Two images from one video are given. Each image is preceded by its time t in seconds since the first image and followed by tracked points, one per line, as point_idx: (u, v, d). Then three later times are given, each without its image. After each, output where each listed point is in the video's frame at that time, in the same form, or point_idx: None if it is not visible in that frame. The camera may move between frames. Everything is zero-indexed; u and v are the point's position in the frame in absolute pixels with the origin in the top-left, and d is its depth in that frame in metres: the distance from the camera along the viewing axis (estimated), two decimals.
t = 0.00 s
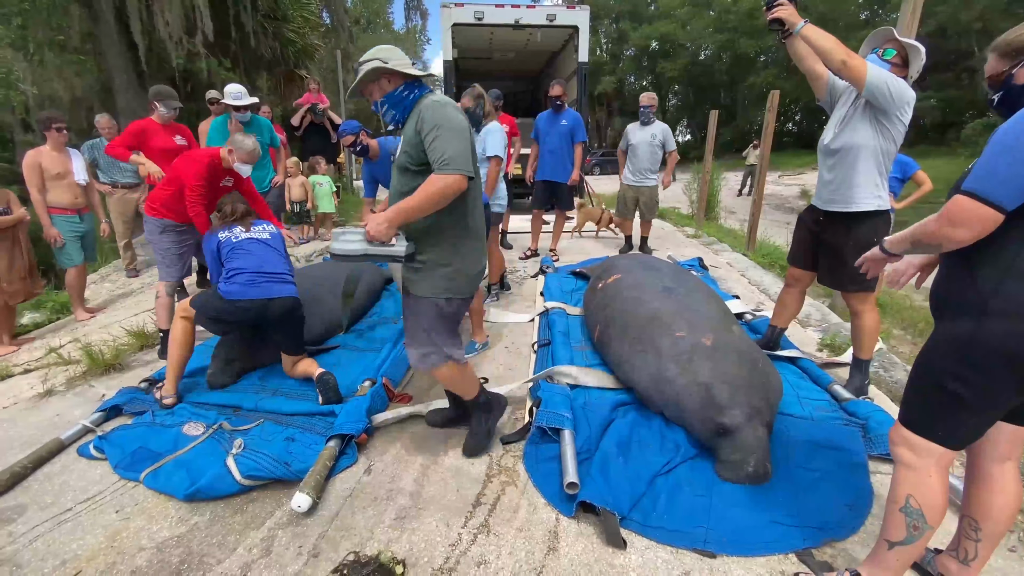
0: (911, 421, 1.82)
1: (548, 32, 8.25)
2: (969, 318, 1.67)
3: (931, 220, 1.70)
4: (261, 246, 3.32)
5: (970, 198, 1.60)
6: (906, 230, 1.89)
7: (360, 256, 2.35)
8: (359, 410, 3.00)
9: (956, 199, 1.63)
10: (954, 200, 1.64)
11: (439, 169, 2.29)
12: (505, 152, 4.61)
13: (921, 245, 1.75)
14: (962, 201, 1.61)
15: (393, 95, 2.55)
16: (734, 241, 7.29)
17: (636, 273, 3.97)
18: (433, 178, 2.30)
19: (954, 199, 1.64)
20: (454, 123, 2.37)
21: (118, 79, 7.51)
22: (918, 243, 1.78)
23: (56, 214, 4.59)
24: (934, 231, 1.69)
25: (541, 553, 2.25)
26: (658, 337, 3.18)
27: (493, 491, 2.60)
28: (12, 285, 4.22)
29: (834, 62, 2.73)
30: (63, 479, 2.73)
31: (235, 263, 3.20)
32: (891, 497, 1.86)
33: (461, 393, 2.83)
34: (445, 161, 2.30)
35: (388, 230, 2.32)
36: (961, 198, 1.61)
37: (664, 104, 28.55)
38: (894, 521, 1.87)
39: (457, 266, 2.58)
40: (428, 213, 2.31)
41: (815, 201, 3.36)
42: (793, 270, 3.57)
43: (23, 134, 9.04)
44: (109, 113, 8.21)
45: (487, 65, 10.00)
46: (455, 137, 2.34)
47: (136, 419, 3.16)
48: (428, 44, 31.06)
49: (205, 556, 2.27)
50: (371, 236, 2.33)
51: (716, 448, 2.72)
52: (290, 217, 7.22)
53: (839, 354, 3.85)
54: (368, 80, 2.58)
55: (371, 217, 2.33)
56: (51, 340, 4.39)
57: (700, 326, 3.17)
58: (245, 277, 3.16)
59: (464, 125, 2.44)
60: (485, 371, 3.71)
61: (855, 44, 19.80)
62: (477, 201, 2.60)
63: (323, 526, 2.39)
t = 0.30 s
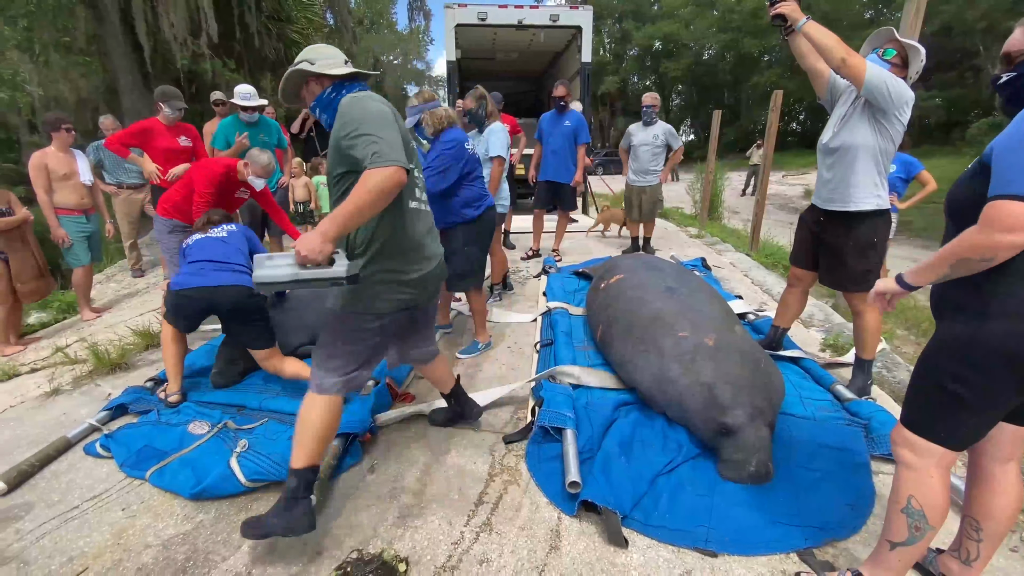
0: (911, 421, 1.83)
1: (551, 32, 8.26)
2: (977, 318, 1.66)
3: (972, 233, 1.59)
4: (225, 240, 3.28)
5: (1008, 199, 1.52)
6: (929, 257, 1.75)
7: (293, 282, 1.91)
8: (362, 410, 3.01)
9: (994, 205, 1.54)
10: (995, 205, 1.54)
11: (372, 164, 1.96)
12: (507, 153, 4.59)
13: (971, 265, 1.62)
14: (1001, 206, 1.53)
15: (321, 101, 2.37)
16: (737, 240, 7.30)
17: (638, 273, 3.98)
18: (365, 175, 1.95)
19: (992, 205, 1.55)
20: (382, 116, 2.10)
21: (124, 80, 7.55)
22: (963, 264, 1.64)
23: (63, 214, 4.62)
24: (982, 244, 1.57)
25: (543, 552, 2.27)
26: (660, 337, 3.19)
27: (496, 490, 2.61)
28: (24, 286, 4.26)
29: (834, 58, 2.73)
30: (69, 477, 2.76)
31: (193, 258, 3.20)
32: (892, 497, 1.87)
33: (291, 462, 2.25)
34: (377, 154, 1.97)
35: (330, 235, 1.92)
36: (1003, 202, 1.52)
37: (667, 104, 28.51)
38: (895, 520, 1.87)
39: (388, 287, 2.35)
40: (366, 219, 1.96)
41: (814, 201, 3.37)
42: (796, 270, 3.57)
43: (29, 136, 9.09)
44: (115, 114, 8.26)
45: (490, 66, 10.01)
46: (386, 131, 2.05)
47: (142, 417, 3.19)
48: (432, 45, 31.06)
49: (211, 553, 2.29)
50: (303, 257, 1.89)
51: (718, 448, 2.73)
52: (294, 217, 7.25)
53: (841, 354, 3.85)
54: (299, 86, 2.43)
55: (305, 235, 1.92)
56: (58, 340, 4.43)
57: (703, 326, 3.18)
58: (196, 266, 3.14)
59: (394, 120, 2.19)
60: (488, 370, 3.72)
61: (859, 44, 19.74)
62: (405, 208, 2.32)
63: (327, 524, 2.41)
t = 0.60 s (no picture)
0: (911, 423, 1.83)
1: (554, 33, 8.26)
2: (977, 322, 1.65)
3: (993, 238, 1.56)
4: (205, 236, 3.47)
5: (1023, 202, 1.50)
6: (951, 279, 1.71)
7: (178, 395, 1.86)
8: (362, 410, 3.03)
9: (1012, 207, 1.52)
10: None
11: (188, 219, 1.75)
12: (510, 152, 4.71)
13: (1003, 275, 1.55)
14: (1018, 209, 1.51)
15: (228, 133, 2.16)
16: (741, 241, 7.28)
17: (640, 273, 3.98)
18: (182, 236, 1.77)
19: (1009, 207, 1.53)
20: (222, 151, 1.84)
21: (129, 82, 7.60)
22: (993, 275, 1.57)
23: (68, 215, 4.66)
24: (1015, 252, 1.52)
25: (542, 552, 2.27)
26: (662, 337, 3.18)
27: (496, 490, 2.62)
28: (29, 287, 4.29)
29: (833, 59, 2.73)
30: (72, 477, 2.78)
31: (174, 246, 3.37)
32: (886, 495, 1.87)
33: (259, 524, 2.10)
34: (195, 205, 1.76)
35: (194, 339, 1.81)
36: (1019, 205, 1.50)
37: (671, 104, 28.46)
38: (890, 518, 1.87)
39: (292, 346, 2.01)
40: (194, 287, 1.76)
41: (815, 201, 3.36)
42: (797, 270, 3.56)
43: (34, 137, 9.14)
44: (120, 115, 8.30)
45: (493, 66, 10.02)
46: (218, 172, 1.80)
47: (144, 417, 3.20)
48: (435, 46, 31.08)
49: (212, 552, 2.31)
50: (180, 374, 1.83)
51: (718, 449, 2.73)
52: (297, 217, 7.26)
53: (844, 355, 3.84)
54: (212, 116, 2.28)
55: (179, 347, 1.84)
56: (63, 340, 4.45)
57: (703, 327, 3.17)
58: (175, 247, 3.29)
59: (254, 151, 1.92)
60: (488, 371, 3.73)
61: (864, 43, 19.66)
62: (298, 250, 2.02)
63: (327, 523, 2.43)
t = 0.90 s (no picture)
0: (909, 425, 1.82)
1: (556, 33, 8.25)
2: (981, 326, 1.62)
3: (1000, 240, 1.51)
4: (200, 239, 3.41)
5: None
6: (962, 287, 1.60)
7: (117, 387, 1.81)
8: (361, 411, 3.04)
9: (1017, 208, 1.48)
10: None
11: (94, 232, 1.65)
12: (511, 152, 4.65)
13: (1017, 278, 1.49)
14: None
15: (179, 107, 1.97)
16: (744, 241, 7.24)
17: (640, 274, 3.96)
18: (89, 248, 1.68)
19: (1014, 209, 1.49)
20: (127, 148, 1.66)
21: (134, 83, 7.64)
22: (1008, 281, 1.50)
23: (72, 216, 4.69)
24: None
25: (538, 555, 2.26)
26: (661, 339, 3.17)
27: (493, 492, 2.61)
28: (30, 289, 4.32)
29: (833, 58, 2.70)
30: (72, 476, 2.79)
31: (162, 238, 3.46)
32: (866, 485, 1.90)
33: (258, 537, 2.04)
34: (103, 218, 1.65)
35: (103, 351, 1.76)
36: None
37: (676, 104, 28.38)
38: (871, 509, 1.90)
39: (236, 354, 1.84)
40: (100, 302, 1.69)
41: (816, 202, 3.34)
42: (799, 271, 3.53)
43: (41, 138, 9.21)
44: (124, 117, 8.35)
45: (495, 66, 10.01)
46: (123, 175, 1.65)
47: (144, 417, 3.22)
48: (439, 47, 31.09)
49: (209, 552, 2.32)
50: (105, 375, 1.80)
51: (718, 450, 2.71)
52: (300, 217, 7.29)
53: (846, 357, 3.82)
54: (157, 86, 2.10)
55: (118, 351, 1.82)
56: (66, 340, 4.48)
57: (703, 328, 3.16)
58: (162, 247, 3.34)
59: (171, 144, 1.71)
60: (488, 372, 3.72)
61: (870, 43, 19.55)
62: (237, 249, 1.83)
63: (324, 524, 2.43)
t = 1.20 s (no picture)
0: (906, 430, 1.81)
1: (559, 33, 8.24)
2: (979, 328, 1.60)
3: (993, 242, 1.50)
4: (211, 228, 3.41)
5: None
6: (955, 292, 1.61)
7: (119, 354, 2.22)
8: (359, 411, 3.06)
9: (1013, 210, 1.47)
10: None
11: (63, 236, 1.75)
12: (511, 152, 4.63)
13: (1013, 281, 1.48)
14: (1019, 211, 1.45)
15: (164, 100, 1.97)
16: (747, 242, 7.20)
17: (640, 275, 3.94)
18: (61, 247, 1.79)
19: (1009, 209, 1.47)
20: (91, 155, 1.71)
21: (140, 84, 7.70)
22: (1004, 284, 1.50)
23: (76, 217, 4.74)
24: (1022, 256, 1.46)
25: (532, 556, 2.26)
26: (660, 339, 3.15)
27: (488, 493, 2.61)
28: (33, 290, 4.35)
29: (834, 58, 2.67)
30: (72, 474, 2.81)
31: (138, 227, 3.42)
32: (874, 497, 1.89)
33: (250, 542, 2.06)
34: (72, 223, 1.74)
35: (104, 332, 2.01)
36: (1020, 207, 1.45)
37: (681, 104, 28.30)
38: (875, 520, 1.91)
39: (197, 358, 1.89)
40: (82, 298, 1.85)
41: (817, 202, 3.31)
42: (801, 271, 3.50)
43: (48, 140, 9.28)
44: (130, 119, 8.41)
45: (499, 67, 10.02)
46: (86, 183, 1.72)
47: (144, 416, 3.23)
48: (443, 48, 31.12)
49: (204, 551, 2.33)
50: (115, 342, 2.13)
51: (715, 453, 2.69)
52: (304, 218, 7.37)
53: (847, 359, 3.79)
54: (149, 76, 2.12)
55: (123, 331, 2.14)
56: (70, 339, 4.52)
57: (702, 329, 3.14)
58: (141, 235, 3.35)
59: (134, 150, 1.74)
60: (486, 372, 3.72)
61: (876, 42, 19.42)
62: (199, 255, 1.86)
63: (319, 524, 2.43)
